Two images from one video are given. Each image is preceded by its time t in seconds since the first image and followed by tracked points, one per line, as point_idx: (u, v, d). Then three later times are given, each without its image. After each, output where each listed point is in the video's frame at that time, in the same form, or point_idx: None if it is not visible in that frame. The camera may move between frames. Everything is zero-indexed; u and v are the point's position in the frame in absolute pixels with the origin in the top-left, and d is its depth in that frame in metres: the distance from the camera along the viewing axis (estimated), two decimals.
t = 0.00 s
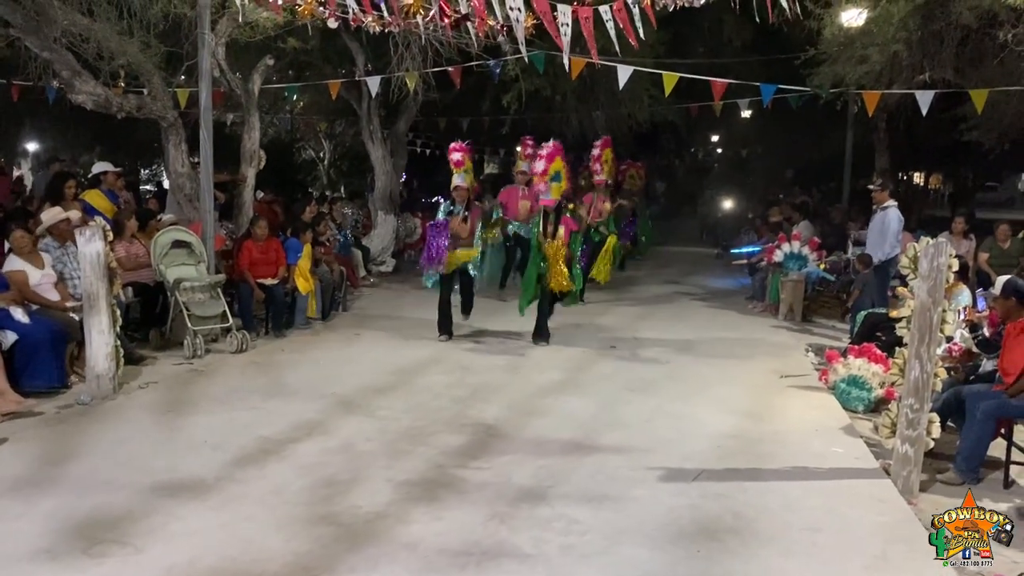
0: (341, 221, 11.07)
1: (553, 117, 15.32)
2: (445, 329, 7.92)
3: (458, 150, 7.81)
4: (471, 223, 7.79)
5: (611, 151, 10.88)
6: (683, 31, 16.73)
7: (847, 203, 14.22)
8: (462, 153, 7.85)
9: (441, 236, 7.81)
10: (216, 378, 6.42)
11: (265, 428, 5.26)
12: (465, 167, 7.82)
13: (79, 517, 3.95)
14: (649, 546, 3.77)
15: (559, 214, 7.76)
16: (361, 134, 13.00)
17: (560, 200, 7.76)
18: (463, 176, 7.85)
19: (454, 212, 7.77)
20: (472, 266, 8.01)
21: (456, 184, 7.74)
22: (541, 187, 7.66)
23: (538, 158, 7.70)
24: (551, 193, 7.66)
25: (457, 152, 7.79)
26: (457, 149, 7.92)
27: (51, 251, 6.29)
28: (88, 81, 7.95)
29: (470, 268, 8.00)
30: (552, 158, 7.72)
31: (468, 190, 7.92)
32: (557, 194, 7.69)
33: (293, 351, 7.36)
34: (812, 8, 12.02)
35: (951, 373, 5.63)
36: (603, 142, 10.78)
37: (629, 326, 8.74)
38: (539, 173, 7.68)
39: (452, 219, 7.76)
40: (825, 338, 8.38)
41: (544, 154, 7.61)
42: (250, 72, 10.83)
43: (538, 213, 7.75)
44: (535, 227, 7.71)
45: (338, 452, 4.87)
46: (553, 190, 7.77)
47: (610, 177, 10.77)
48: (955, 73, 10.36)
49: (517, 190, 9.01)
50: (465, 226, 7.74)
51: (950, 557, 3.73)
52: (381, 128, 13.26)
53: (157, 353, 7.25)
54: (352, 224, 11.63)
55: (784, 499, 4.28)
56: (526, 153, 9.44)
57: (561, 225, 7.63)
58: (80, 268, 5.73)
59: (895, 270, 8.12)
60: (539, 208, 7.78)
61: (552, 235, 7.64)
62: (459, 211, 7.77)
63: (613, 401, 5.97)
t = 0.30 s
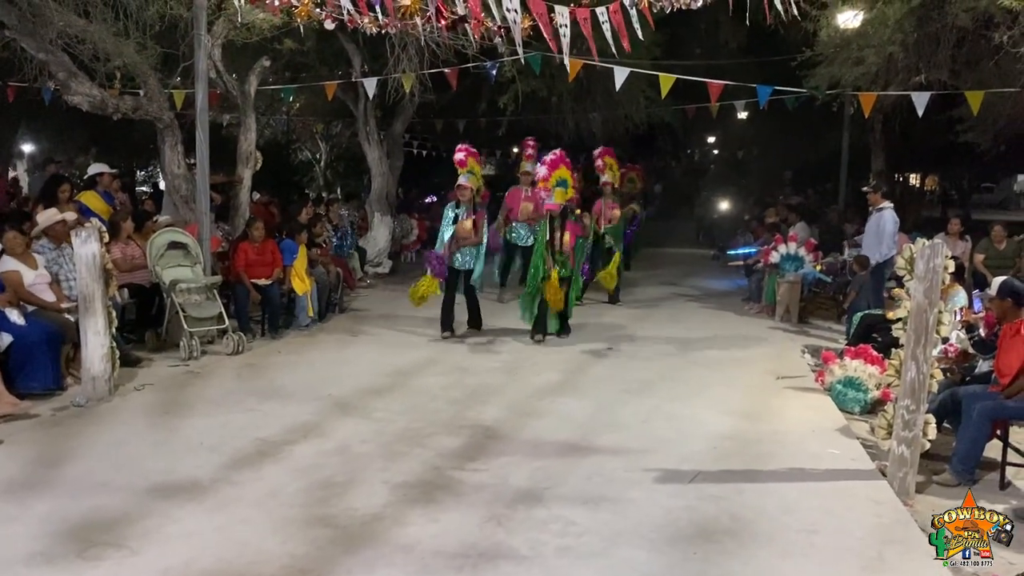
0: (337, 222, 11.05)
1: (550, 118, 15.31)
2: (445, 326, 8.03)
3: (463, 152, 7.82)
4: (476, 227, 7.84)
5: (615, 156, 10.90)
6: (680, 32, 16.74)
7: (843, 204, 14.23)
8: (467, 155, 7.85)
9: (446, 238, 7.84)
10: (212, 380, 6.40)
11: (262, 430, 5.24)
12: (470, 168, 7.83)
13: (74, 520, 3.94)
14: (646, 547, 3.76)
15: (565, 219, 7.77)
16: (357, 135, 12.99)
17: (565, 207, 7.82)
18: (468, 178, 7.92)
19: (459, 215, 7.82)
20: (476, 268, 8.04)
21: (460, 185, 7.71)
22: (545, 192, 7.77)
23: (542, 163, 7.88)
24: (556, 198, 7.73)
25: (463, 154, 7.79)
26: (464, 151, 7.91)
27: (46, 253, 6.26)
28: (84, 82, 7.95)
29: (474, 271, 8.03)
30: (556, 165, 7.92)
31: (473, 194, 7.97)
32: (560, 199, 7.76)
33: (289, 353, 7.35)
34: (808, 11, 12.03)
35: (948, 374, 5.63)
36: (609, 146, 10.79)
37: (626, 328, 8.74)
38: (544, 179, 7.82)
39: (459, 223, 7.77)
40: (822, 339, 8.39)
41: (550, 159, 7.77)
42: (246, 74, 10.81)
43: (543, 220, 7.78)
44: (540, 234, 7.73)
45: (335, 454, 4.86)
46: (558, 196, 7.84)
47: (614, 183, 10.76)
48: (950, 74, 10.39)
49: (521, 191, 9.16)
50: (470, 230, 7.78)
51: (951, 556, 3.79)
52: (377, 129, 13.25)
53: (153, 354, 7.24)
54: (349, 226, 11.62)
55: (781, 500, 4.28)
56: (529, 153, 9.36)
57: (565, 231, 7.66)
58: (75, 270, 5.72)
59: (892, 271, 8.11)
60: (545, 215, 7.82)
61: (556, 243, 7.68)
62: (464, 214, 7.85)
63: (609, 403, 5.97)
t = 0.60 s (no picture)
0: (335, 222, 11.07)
1: (547, 119, 15.32)
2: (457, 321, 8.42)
3: (465, 151, 8.03)
4: (478, 224, 8.07)
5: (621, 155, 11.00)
6: (678, 32, 16.75)
7: (840, 204, 14.26)
8: (470, 153, 8.05)
9: (447, 236, 8.11)
10: (210, 381, 6.40)
11: (259, 431, 5.24)
12: (472, 168, 8.04)
13: (71, 522, 3.93)
14: (644, 548, 3.76)
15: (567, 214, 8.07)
16: (355, 136, 12.99)
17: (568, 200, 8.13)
18: (470, 177, 8.05)
19: (460, 212, 8.06)
20: (481, 264, 8.21)
21: (461, 184, 7.94)
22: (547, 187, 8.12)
23: (544, 158, 8.22)
24: (557, 192, 8.04)
25: (464, 152, 7.98)
26: (468, 150, 8.12)
27: (43, 254, 6.26)
28: (81, 82, 7.93)
29: (478, 267, 8.19)
30: (558, 160, 8.19)
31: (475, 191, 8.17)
32: (563, 193, 8.05)
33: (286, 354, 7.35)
34: (807, 11, 12.03)
35: (945, 375, 5.62)
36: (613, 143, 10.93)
37: (623, 328, 8.76)
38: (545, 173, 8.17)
39: (459, 219, 8.03)
40: (819, 339, 8.41)
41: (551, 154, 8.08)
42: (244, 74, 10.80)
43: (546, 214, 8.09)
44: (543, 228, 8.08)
45: (332, 455, 4.86)
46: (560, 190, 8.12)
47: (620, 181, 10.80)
48: (947, 75, 10.39)
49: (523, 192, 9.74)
50: (472, 227, 8.02)
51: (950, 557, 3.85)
52: (375, 129, 13.25)
53: (150, 355, 7.24)
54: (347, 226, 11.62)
55: (779, 501, 4.28)
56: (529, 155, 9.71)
57: (565, 223, 7.96)
58: (73, 270, 5.71)
59: (888, 272, 8.15)
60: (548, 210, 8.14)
61: (556, 236, 7.97)
62: (464, 211, 8.08)
63: (607, 403, 5.98)
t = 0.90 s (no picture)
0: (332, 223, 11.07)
1: (546, 119, 15.33)
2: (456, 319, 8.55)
3: (468, 153, 8.14)
4: (482, 226, 8.09)
5: (626, 163, 11.32)
6: (675, 33, 16.77)
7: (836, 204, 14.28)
8: (472, 156, 8.19)
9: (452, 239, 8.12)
10: (207, 381, 6.40)
11: (257, 432, 5.24)
12: (473, 170, 8.12)
13: (68, 523, 3.93)
14: (642, 548, 3.77)
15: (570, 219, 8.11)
16: (353, 137, 12.99)
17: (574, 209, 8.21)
18: (473, 179, 8.10)
19: (464, 214, 8.10)
20: (486, 268, 8.23)
21: (465, 185, 7.99)
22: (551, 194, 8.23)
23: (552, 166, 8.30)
24: (562, 200, 8.14)
25: (468, 156, 8.13)
26: (472, 152, 8.22)
27: (41, 254, 6.26)
28: (78, 82, 7.93)
29: (483, 270, 8.20)
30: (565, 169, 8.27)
31: (478, 193, 8.18)
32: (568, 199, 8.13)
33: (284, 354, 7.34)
34: (804, 12, 12.05)
35: (942, 375, 5.64)
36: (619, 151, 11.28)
37: (622, 329, 8.77)
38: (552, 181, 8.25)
39: (463, 223, 8.06)
40: (817, 339, 8.42)
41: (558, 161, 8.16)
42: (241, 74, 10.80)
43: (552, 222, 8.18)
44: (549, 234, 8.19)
45: (330, 455, 4.86)
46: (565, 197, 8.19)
47: (623, 187, 11.02)
48: (944, 76, 10.42)
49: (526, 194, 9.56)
50: (474, 229, 8.04)
51: (951, 557, 3.90)
52: (373, 130, 13.26)
53: (147, 355, 7.23)
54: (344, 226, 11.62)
55: (777, 501, 4.29)
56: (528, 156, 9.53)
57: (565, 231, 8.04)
58: (70, 271, 5.71)
59: (886, 272, 8.15)
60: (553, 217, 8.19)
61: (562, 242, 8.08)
62: (468, 213, 8.10)
63: (605, 403, 5.98)
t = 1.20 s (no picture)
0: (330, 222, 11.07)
1: (544, 119, 15.34)
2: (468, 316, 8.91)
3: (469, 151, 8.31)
4: (482, 221, 8.10)
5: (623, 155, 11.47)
6: (673, 33, 16.78)
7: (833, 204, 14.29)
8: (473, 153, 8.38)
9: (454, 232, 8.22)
10: (206, 381, 6.39)
11: (256, 432, 5.24)
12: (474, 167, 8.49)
13: (67, 522, 3.92)
14: (641, 548, 3.77)
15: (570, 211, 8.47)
16: (351, 137, 13.01)
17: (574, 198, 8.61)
18: (475, 175, 8.26)
19: (466, 211, 8.15)
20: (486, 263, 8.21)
21: (466, 182, 8.12)
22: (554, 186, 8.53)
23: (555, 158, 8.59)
24: (562, 191, 8.47)
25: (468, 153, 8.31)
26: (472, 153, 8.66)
27: (39, 254, 6.24)
28: (76, 82, 7.91)
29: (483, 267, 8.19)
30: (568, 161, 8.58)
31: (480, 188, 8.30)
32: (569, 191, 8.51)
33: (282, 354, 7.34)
34: (802, 12, 12.06)
35: (940, 375, 5.66)
36: (620, 145, 11.49)
37: (620, 328, 8.77)
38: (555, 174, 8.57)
39: (464, 218, 8.11)
40: (815, 339, 8.43)
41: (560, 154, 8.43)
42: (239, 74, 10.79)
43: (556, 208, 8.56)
44: (552, 220, 8.59)
45: (329, 455, 4.86)
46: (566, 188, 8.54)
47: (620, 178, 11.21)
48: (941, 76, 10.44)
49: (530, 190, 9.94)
50: (475, 224, 8.07)
51: (951, 557, 3.91)
52: (371, 130, 13.26)
53: (146, 356, 7.22)
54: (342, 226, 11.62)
55: (776, 501, 4.29)
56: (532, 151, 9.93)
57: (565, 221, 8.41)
58: (69, 271, 5.72)
59: (883, 272, 8.16)
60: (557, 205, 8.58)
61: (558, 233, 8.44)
62: (470, 210, 8.15)
63: (604, 403, 5.98)
